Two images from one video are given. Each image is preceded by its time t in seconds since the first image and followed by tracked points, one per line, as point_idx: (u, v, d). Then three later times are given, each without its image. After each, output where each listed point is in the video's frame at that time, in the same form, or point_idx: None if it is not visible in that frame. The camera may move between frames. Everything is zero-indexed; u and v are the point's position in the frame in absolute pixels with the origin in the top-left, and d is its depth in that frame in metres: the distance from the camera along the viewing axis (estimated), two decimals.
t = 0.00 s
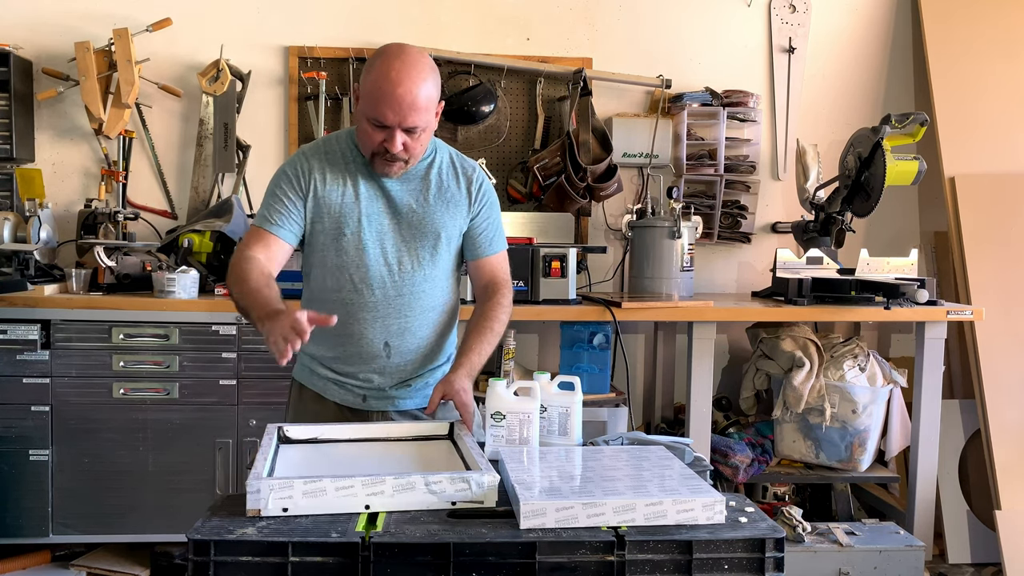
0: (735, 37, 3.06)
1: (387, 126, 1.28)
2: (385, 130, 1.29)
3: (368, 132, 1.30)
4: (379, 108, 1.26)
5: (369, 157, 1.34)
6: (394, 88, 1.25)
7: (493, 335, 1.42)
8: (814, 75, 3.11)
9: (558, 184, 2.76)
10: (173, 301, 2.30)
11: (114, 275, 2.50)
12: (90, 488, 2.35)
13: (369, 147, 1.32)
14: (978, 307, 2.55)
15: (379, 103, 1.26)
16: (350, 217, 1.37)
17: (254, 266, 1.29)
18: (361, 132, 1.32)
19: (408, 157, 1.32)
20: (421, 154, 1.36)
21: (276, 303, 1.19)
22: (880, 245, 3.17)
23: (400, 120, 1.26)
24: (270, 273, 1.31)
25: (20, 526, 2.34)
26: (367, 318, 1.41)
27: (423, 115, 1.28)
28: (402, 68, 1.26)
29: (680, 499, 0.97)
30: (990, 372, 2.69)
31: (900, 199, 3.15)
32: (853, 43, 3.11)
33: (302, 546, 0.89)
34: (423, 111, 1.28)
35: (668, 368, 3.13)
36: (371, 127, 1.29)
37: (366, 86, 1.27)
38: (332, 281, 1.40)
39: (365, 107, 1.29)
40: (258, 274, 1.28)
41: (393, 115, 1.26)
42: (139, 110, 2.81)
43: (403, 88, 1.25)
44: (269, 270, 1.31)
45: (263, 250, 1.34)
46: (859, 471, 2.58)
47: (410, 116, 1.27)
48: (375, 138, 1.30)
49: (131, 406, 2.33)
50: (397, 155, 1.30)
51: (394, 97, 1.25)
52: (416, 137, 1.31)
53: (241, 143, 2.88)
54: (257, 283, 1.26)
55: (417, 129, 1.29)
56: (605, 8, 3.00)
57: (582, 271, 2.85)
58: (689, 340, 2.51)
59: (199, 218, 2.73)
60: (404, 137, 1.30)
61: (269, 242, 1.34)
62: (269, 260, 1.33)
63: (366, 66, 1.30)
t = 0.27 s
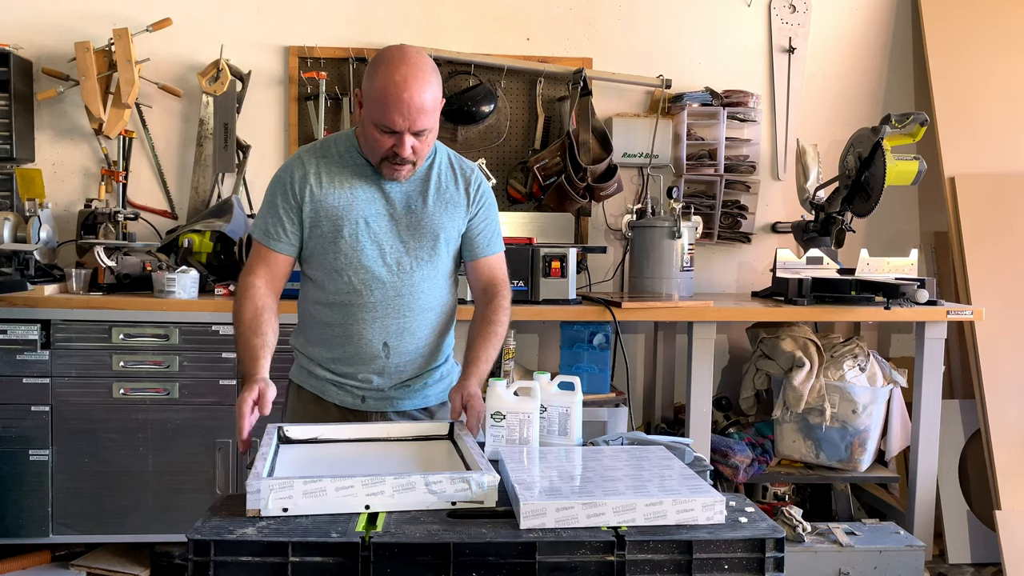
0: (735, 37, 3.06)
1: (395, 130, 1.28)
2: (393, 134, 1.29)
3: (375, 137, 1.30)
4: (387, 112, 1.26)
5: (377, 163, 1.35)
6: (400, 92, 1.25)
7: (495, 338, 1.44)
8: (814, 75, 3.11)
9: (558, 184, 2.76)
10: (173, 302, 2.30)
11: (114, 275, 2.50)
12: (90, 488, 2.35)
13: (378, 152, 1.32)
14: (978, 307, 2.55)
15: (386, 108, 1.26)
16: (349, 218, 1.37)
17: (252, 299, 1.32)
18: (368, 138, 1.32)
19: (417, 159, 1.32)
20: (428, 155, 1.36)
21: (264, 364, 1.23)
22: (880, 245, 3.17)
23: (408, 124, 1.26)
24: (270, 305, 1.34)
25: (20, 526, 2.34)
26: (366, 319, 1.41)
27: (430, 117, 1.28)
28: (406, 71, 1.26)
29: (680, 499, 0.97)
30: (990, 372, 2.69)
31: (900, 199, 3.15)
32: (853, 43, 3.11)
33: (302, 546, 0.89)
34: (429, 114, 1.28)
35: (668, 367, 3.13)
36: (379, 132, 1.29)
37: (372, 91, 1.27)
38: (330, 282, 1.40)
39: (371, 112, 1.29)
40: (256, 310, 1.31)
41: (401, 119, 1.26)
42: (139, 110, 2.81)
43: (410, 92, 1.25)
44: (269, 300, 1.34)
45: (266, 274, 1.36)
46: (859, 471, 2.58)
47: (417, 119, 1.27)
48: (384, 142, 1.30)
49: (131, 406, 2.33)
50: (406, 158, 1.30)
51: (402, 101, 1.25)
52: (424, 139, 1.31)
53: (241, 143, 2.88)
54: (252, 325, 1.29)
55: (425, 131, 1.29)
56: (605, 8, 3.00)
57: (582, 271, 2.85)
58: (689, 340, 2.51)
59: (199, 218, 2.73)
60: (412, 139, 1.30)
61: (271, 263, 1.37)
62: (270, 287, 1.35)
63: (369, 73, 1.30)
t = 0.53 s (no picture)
0: (735, 37, 3.06)
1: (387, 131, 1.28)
2: (385, 136, 1.28)
3: (368, 139, 1.30)
4: (378, 115, 1.26)
5: (370, 162, 1.34)
6: (392, 94, 1.24)
7: (489, 342, 1.45)
8: (814, 75, 3.11)
9: (558, 184, 2.76)
10: (173, 302, 2.30)
11: (114, 275, 2.50)
12: (90, 488, 2.35)
13: (371, 153, 1.32)
14: (978, 307, 2.55)
15: (378, 110, 1.26)
16: (345, 218, 1.37)
17: (259, 308, 1.31)
18: (362, 138, 1.32)
19: (409, 160, 1.32)
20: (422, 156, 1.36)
21: (270, 381, 1.25)
22: (880, 245, 3.17)
23: (399, 126, 1.26)
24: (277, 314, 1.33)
25: (20, 526, 2.34)
26: (364, 318, 1.41)
27: (422, 119, 1.28)
28: (399, 73, 1.26)
29: (680, 499, 0.97)
30: (990, 372, 2.69)
31: (900, 199, 3.15)
32: (853, 43, 3.11)
33: (302, 546, 0.89)
34: (422, 116, 1.27)
35: (668, 367, 3.13)
36: (372, 133, 1.29)
37: (365, 92, 1.27)
38: (327, 282, 1.40)
39: (364, 114, 1.28)
40: (263, 321, 1.30)
41: (393, 122, 1.26)
42: (139, 110, 2.81)
43: (403, 94, 1.25)
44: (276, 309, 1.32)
45: (273, 279, 1.35)
46: (859, 471, 2.58)
47: (409, 122, 1.26)
48: (376, 143, 1.30)
49: (131, 406, 2.33)
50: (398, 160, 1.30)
51: (394, 103, 1.25)
52: (416, 141, 1.31)
53: (241, 143, 2.88)
54: (258, 336, 1.29)
55: (417, 134, 1.29)
56: (605, 9, 3.00)
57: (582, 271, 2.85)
58: (689, 340, 2.51)
59: (199, 218, 2.73)
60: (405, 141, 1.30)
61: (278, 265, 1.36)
62: (277, 295, 1.34)
63: (364, 72, 1.29)
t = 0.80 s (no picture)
0: (735, 36, 3.06)
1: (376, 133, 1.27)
2: (374, 137, 1.28)
3: (357, 137, 1.30)
4: (370, 115, 1.25)
5: (358, 160, 1.34)
6: (386, 97, 1.24)
7: (488, 342, 1.45)
8: (814, 75, 3.11)
9: (558, 184, 2.77)
10: (173, 301, 2.30)
11: (114, 275, 2.50)
12: (90, 488, 2.35)
13: (358, 151, 1.31)
14: (978, 307, 2.55)
15: (369, 111, 1.25)
16: (347, 222, 1.37)
17: (260, 308, 1.27)
18: (352, 135, 1.32)
19: (395, 165, 1.32)
20: (410, 160, 1.35)
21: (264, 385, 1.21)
22: (880, 245, 3.17)
23: (389, 130, 1.25)
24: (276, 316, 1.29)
25: (20, 526, 2.34)
26: (365, 321, 1.41)
27: (413, 125, 1.27)
28: (396, 76, 1.25)
29: (680, 499, 0.97)
30: (990, 372, 2.69)
31: (900, 199, 3.16)
32: (853, 43, 3.11)
33: (302, 546, 0.89)
34: (414, 121, 1.27)
35: (668, 367, 3.13)
36: (360, 132, 1.28)
37: (359, 91, 1.26)
38: (329, 285, 1.39)
39: (356, 112, 1.28)
40: (262, 323, 1.27)
41: (382, 124, 1.25)
42: (139, 110, 2.81)
43: (397, 98, 1.24)
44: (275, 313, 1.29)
45: (274, 279, 1.31)
46: (859, 471, 2.58)
47: (399, 127, 1.26)
48: (364, 142, 1.29)
49: (131, 406, 2.33)
50: (383, 162, 1.30)
51: (387, 107, 1.24)
52: (405, 146, 1.30)
53: (241, 143, 2.88)
54: (256, 337, 1.26)
55: (406, 138, 1.28)
56: (605, 8, 3.00)
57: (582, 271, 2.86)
58: (689, 340, 2.51)
59: (199, 218, 2.73)
60: (393, 145, 1.29)
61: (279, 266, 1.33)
62: (277, 297, 1.31)
63: (362, 71, 1.28)
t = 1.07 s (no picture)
0: (735, 37, 3.06)
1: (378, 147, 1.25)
2: (375, 150, 1.26)
3: (357, 148, 1.28)
4: (372, 129, 1.23)
5: (355, 171, 1.33)
6: (389, 112, 1.22)
7: (488, 343, 1.47)
8: (814, 75, 3.11)
9: (558, 184, 2.77)
10: (173, 301, 2.30)
11: (114, 275, 2.50)
12: (90, 488, 2.35)
13: (358, 162, 1.30)
14: (978, 307, 2.55)
15: (372, 125, 1.23)
16: (352, 235, 1.36)
17: (262, 319, 1.17)
18: (351, 146, 1.30)
19: (394, 177, 1.31)
20: (409, 172, 1.34)
21: (259, 404, 1.10)
22: (880, 245, 3.17)
23: (391, 145, 1.24)
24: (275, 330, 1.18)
25: (20, 526, 2.34)
26: (371, 329, 1.43)
27: (416, 140, 1.26)
28: (399, 89, 1.23)
29: (680, 499, 0.97)
30: (990, 372, 2.69)
31: (900, 199, 3.16)
32: (853, 43, 3.11)
33: (302, 546, 0.89)
34: (416, 136, 1.25)
35: (668, 367, 3.13)
36: (361, 145, 1.27)
37: (361, 103, 1.24)
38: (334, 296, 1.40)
39: (357, 123, 1.25)
40: (264, 335, 1.16)
41: (385, 138, 1.23)
42: (139, 110, 2.81)
43: (401, 112, 1.22)
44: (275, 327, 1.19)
45: (278, 291, 1.22)
46: (859, 471, 2.58)
47: (402, 141, 1.24)
48: (364, 155, 1.28)
49: (131, 406, 2.33)
50: (383, 175, 1.29)
51: (389, 121, 1.22)
52: (406, 159, 1.29)
53: (241, 143, 2.88)
54: (255, 350, 1.15)
55: (407, 153, 1.27)
56: (605, 8, 3.00)
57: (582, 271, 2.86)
58: (689, 340, 2.51)
59: (199, 218, 2.73)
60: (394, 158, 1.28)
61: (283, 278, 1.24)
62: (280, 310, 1.21)
63: (365, 82, 1.26)
